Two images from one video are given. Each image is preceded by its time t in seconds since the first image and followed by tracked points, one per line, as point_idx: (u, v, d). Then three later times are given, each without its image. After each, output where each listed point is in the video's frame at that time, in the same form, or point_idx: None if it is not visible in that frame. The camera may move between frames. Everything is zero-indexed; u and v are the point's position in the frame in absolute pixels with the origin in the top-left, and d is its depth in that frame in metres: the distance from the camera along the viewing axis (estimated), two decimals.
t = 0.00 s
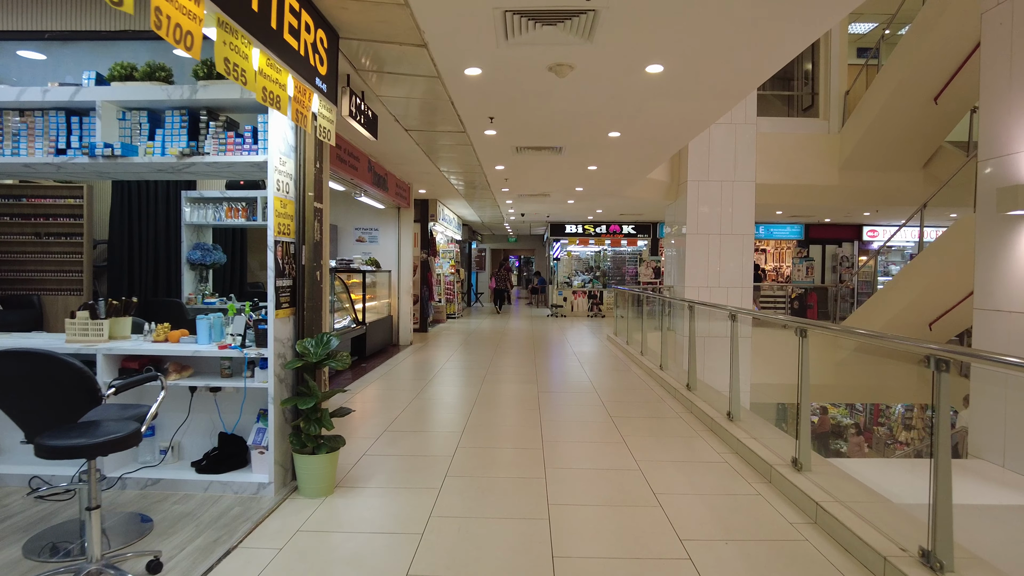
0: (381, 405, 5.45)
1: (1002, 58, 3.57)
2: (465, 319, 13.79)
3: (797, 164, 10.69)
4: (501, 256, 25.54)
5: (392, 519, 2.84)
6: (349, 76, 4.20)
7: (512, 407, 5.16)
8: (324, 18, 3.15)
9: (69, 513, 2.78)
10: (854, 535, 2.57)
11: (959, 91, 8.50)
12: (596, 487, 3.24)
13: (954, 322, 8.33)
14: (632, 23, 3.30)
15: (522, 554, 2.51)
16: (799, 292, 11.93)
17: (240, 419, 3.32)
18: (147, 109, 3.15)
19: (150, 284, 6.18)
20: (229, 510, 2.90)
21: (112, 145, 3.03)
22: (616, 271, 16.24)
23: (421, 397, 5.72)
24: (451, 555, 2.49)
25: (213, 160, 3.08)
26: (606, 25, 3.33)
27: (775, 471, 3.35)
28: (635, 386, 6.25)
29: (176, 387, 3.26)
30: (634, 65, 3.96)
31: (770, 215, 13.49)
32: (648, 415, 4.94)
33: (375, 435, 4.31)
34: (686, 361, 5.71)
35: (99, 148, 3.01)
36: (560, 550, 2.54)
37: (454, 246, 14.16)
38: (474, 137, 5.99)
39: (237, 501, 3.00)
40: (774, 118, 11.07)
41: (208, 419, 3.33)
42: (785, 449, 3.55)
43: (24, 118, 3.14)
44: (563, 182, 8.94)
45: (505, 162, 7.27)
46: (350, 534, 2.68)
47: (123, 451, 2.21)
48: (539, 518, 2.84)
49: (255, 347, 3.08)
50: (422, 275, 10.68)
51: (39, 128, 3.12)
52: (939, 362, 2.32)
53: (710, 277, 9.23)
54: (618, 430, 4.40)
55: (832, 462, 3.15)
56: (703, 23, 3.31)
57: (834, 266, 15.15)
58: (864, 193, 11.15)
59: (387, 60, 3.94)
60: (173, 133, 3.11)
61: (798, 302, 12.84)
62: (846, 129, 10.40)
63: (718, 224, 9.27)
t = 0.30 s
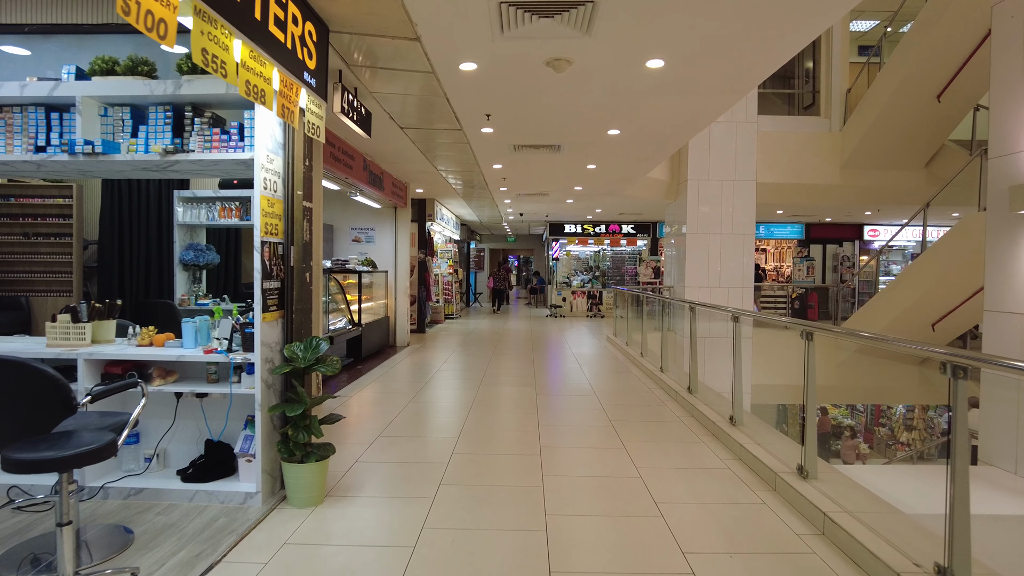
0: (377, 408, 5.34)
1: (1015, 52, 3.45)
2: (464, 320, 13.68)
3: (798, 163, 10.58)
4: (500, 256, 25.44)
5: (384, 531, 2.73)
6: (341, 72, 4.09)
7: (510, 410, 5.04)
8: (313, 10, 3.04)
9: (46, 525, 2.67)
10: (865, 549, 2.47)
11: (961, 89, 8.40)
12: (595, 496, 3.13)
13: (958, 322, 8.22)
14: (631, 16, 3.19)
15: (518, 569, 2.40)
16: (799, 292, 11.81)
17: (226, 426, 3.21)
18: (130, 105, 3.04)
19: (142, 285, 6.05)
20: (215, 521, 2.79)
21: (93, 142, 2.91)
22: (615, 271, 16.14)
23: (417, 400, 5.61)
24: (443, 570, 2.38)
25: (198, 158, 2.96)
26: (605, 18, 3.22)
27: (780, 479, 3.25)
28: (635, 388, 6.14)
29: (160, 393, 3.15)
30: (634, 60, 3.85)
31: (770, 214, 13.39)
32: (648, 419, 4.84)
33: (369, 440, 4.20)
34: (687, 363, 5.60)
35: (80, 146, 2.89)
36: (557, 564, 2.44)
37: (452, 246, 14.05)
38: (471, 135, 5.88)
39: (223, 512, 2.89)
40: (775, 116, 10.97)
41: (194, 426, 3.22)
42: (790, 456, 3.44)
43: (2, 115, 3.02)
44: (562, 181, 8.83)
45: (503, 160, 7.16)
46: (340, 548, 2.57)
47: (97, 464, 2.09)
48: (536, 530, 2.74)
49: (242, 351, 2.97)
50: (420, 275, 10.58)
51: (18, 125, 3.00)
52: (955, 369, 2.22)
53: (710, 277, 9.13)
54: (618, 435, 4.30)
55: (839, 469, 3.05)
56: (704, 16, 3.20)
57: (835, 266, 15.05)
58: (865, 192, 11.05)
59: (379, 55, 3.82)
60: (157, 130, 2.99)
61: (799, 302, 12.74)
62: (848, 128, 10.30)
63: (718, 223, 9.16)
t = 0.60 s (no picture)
0: (373, 411, 5.25)
1: None
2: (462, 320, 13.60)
3: (800, 162, 10.49)
4: (500, 255, 25.37)
5: (377, 543, 2.63)
6: (334, 68, 4.00)
7: (508, 414, 4.95)
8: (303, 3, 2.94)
9: (26, 538, 2.57)
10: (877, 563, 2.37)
11: (965, 87, 8.31)
12: (595, 505, 3.04)
13: (962, 323, 8.12)
14: (632, 10, 3.09)
15: None
16: (800, 292, 11.73)
17: (215, 432, 3.11)
18: (114, 101, 2.94)
19: (134, 286, 5.95)
20: (202, 532, 2.69)
21: (75, 140, 2.81)
22: (615, 271, 16.06)
23: (414, 403, 5.51)
24: None
25: (184, 156, 2.86)
26: (605, 12, 3.12)
27: (786, 487, 3.16)
28: (635, 390, 6.05)
29: (146, 398, 3.05)
30: (635, 57, 3.76)
31: (771, 213, 13.31)
32: (650, 423, 4.75)
33: (364, 445, 4.10)
34: (688, 365, 5.52)
35: (60, 143, 2.79)
36: None
37: (451, 246, 13.95)
38: (469, 133, 5.79)
39: (211, 522, 2.79)
40: (776, 115, 10.88)
41: (181, 432, 3.11)
42: (796, 463, 3.35)
43: None
44: (561, 180, 8.74)
45: (502, 159, 7.07)
46: (331, 561, 2.47)
47: (73, 477, 1.99)
48: (534, 541, 2.65)
49: (230, 356, 2.88)
50: (418, 275, 10.48)
51: None
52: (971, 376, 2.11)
53: (711, 277, 9.04)
54: (619, 440, 4.21)
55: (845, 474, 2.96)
56: (707, 11, 3.10)
57: (836, 265, 14.97)
58: (867, 191, 10.96)
59: (373, 50, 3.73)
60: (142, 127, 2.88)
61: (801, 302, 12.66)
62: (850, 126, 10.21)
63: (719, 223, 9.07)
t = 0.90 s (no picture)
0: (370, 414, 5.16)
1: None
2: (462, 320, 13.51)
3: (802, 161, 10.40)
4: (500, 255, 25.28)
5: (372, 555, 2.53)
6: (329, 64, 3.91)
7: (508, 417, 4.86)
8: None
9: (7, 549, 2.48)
10: None
11: (969, 89, 8.26)
12: (596, 514, 2.95)
13: (967, 323, 7.99)
14: (633, 3, 3.00)
15: None
16: (801, 292, 11.64)
17: (205, 438, 3.02)
18: (100, 98, 2.84)
19: (128, 287, 5.85)
20: (189, 543, 2.59)
21: (59, 136, 2.72)
22: (616, 271, 15.96)
23: (412, 405, 5.42)
24: None
25: (172, 154, 2.77)
26: (606, 6, 3.03)
27: (793, 494, 3.07)
28: (637, 392, 5.96)
29: (135, 404, 2.95)
30: (636, 52, 3.66)
31: (773, 213, 13.22)
32: (652, 426, 4.65)
33: (360, 450, 4.00)
34: (691, 367, 5.43)
35: (44, 140, 2.69)
36: None
37: (451, 246, 13.84)
38: (467, 131, 5.70)
39: (201, 531, 2.70)
40: (778, 114, 10.79)
41: (171, 438, 3.02)
42: (803, 469, 3.26)
43: None
44: (561, 180, 8.66)
45: (501, 158, 6.98)
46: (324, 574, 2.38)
47: (50, 488, 1.89)
48: (534, 552, 2.55)
49: (220, 360, 2.79)
50: (417, 275, 10.39)
51: None
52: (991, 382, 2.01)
53: (712, 277, 8.95)
54: (620, 444, 4.12)
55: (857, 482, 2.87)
56: (711, 4, 3.01)
57: (838, 266, 14.88)
58: (869, 191, 10.87)
59: (370, 45, 3.63)
60: (129, 124, 2.79)
61: (802, 302, 12.57)
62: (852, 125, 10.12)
63: (721, 222, 8.98)
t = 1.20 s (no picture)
0: (367, 416, 5.06)
1: None
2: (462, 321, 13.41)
3: (805, 160, 10.31)
4: (500, 256, 25.16)
5: (367, 564, 2.44)
6: (325, 58, 3.81)
7: (508, 420, 4.76)
8: None
9: None
10: None
11: (974, 87, 8.12)
12: (599, 521, 2.85)
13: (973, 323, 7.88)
14: None
15: None
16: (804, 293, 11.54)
17: (195, 441, 2.92)
18: (87, 90, 2.75)
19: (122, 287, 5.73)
20: (177, 551, 2.50)
21: (43, 130, 2.62)
22: (617, 271, 15.85)
23: (411, 407, 5.32)
24: None
25: (160, 148, 2.68)
26: None
27: (803, 500, 2.97)
28: (639, 394, 5.87)
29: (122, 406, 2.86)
30: (640, 44, 3.56)
31: (776, 212, 13.11)
32: (655, 429, 4.56)
33: (357, 453, 3.91)
34: (694, 369, 5.33)
35: (27, 134, 2.60)
36: None
37: (451, 246, 13.73)
38: (467, 128, 5.61)
39: (190, 539, 2.60)
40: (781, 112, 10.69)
41: (160, 441, 2.93)
42: (813, 474, 3.16)
43: None
44: (562, 178, 8.56)
45: (501, 156, 6.88)
46: None
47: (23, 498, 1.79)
48: (534, 561, 2.46)
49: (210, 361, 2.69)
50: (416, 275, 10.29)
51: None
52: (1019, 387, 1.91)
53: (715, 277, 8.85)
54: (623, 447, 4.01)
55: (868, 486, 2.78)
56: None
57: (841, 266, 14.77)
58: (872, 190, 10.77)
59: (366, 38, 3.53)
60: (116, 117, 2.70)
61: (805, 302, 12.45)
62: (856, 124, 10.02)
63: (724, 222, 8.88)
